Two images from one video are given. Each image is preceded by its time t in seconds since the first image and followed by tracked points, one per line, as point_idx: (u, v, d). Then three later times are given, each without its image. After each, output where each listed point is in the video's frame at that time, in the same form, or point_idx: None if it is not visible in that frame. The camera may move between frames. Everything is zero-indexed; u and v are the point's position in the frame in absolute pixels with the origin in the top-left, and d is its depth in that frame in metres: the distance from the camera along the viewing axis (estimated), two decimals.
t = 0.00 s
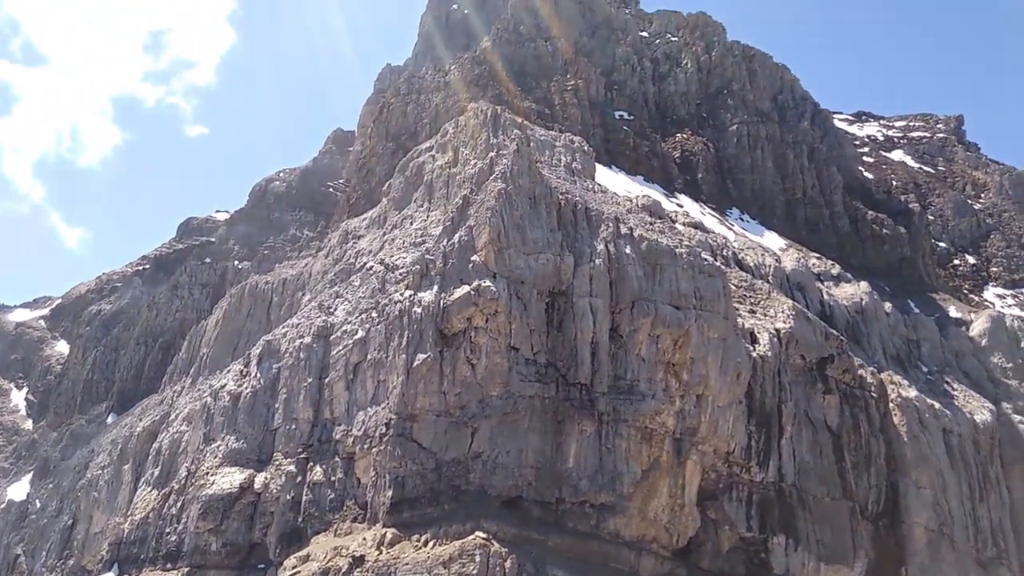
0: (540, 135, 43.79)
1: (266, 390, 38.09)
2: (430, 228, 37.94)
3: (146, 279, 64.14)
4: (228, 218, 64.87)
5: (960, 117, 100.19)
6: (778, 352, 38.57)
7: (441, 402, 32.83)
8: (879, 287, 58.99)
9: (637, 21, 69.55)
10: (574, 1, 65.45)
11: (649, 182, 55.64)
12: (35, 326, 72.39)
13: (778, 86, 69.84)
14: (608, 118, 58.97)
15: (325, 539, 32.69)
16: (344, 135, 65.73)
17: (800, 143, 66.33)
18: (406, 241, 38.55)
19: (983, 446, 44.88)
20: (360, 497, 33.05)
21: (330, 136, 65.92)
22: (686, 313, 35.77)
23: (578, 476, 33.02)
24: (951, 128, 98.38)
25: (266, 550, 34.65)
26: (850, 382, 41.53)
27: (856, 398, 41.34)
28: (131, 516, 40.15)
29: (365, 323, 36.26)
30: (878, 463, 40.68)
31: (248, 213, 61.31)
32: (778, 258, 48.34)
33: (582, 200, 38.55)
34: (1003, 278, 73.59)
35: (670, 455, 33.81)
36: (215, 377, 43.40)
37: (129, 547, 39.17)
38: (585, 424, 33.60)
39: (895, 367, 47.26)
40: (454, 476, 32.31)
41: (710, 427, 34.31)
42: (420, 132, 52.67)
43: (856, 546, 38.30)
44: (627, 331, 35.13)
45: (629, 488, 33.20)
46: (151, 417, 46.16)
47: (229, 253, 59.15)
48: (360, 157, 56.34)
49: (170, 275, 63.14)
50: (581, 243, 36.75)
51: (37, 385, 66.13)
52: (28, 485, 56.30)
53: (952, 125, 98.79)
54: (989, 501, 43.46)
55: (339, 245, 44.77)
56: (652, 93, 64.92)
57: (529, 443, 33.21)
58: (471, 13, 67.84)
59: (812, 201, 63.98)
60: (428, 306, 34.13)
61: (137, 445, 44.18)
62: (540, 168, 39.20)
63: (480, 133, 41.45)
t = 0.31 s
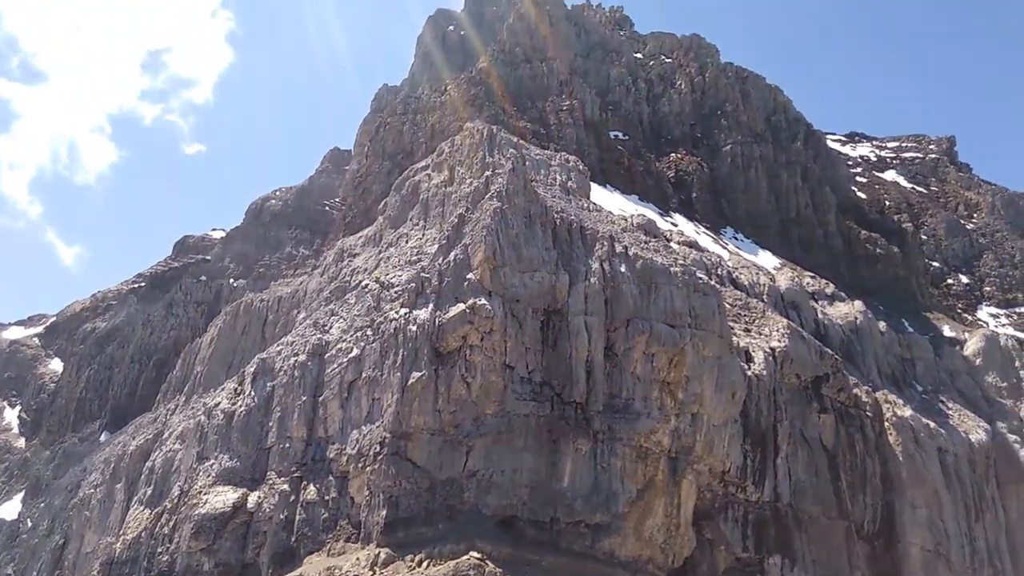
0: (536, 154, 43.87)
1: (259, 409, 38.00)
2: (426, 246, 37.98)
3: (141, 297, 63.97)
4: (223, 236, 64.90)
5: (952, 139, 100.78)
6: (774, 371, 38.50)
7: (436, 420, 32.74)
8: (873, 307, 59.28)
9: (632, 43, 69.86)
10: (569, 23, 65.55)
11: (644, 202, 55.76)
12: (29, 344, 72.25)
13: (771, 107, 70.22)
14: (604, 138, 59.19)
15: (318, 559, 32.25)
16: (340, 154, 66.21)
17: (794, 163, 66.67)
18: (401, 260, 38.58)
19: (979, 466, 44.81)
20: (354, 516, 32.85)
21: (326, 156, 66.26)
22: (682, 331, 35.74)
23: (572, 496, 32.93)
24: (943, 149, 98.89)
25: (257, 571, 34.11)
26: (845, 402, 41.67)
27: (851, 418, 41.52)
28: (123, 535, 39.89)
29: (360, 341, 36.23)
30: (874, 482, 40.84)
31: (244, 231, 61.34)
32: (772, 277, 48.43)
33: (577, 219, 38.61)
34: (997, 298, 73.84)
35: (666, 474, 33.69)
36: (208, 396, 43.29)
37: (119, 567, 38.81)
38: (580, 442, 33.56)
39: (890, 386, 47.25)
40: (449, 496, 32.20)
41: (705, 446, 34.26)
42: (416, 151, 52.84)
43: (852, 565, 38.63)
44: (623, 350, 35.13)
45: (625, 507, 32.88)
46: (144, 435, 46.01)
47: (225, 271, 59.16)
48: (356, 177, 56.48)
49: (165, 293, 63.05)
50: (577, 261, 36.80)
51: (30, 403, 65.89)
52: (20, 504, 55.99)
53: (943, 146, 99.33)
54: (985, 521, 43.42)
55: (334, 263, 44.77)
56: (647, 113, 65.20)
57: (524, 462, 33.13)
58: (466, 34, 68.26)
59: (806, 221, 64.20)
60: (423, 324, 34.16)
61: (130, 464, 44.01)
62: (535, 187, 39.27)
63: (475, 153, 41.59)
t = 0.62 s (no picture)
0: (531, 174, 43.97)
1: (252, 427, 37.94)
2: (420, 264, 38.03)
3: (135, 315, 63.79)
4: (218, 254, 64.89)
5: (944, 160, 101.31)
6: (768, 391, 38.35)
7: (429, 439, 32.67)
8: (866, 327, 59.47)
9: (626, 63, 70.12)
10: (564, 44, 65.80)
11: (638, 221, 55.92)
12: (22, 361, 72.07)
13: (765, 128, 70.53)
14: (598, 158, 59.55)
15: None
16: (335, 173, 66.50)
17: (787, 184, 66.98)
18: (396, 278, 38.62)
19: (972, 486, 44.80)
20: (346, 535, 32.75)
21: (321, 174, 66.41)
22: (676, 350, 35.77)
23: (566, 515, 32.84)
24: (936, 171, 99.36)
25: None
26: (839, 422, 41.64)
27: (845, 438, 41.51)
28: (114, 554, 39.69)
29: (354, 359, 36.22)
30: (867, 502, 40.80)
31: (238, 249, 61.32)
32: (765, 296, 48.56)
33: (572, 238, 38.68)
34: (989, 318, 74.15)
35: (660, 493, 33.69)
36: (201, 414, 43.20)
37: None
38: (574, 462, 33.39)
39: (883, 407, 47.31)
40: (442, 515, 32.20)
41: (700, 465, 34.28)
42: (412, 170, 52.95)
43: None
44: (617, 369, 35.14)
45: (619, 527, 32.90)
46: (137, 453, 45.89)
47: (219, 289, 59.11)
48: (350, 195, 56.55)
49: (159, 311, 62.94)
50: (571, 280, 36.87)
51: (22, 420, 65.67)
52: (10, 522, 55.73)
53: (936, 168, 99.83)
54: (978, 542, 43.47)
55: (328, 281, 44.77)
56: (641, 133, 65.39)
57: (518, 481, 33.06)
58: (462, 55, 68.58)
59: (799, 241, 64.45)
60: (417, 343, 34.17)
61: (122, 482, 43.86)
62: (530, 207, 39.36)
63: (469, 172, 41.71)
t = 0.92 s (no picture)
0: (525, 190, 44.03)
1: (245, 443, 37.83)
2: (414, 280, 38.07)
3: (128, 329, 63.57)
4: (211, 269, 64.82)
5: (936, 179, 101.79)
6: (761, 408, 38.38)
7: (422, 455, 32.60)
8: (859, 344, 59.72)
9: (620, 81, 70.46)
10: (559, 61, 66.04)
11: (631, 238, 56.03)
12: (14, 376, 71.79)
13: (758, 146, 70.78)
14: (592, 175, 59.84)
15: None
16: (330, 188, 66.54)
17: (779, 202, 67.23)
18: (389, 293, 38.65)
19: (964, 504, 44.81)
20: (338, 552, 32.54)
21: (316, 190, 66.48)
22: (669, 367, 35.81)
23: (559, 532, 32.84)
24: (928, 190, 99.76)
25: None
26: (832, 439, 41.65)
27: (837, 455, 41.55)
28: (104, 571, 39.41)
29: (347, 375, 36.16)
30: (860, 520, 41.06)
31: (231, 264, 61.29)
32: (758, 313, 48.66)
33: (566, 255, 38.75)
34: (981, 336, 74.41)
35: (652, 510, 33.85)
36: (194, 429, 43.06)
37: None
38: (567, 479, 33.34)
39: (875, 424, 47.37)
40: (434, 532, 32.17)
41: (693, 482, 34.30)
42: (406, 187, 53.04)
43: None
44: (610, 385, 35.18)
45: (612, 544, 32.89)
46: (128, 469, 45.71)
47: (212, 304, 59.09)
48: (344, 211, 56.59)
49: (152, 325, 62.77)
50: (564, 297, 36.91)
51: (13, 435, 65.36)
52: None
53: (927, 186, 100.29)
54: (970, 560, 43.47)
55: (322, 296, 44.74)
56: (635, 151, 65.59)
57: (510, 498, 32.99)
58: (457, 71, 68.95)
59: (792, 259, 64.63)
60: (411, 359, 34.11)
61: (113, 498, 43.66)
62: (523, 223, 39.45)
63: (463, 188, 41.79)
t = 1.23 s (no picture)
0: (519, 202, 44.05)
1: (236, 454, 37.70)
2: (408, 291, 38.05)
3: (120, 339, 63.36)
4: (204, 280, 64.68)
5: (927, 193, 102.19)
6: (754, 421, 38.34)
7: (414, 466, 32.51)
8: (851, 357, 59.94)
9: (614, 94, 70.64)
10: (553, 75, 66.18)
11: (625, 250, 56.09)
12: (5, 386, 71.45)
13: (750, 160, 70.93)
14: (585, 187, 60.00)
15: None
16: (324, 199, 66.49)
17: (772, 215, 67.38)
18: (383, 304, 38.62)
19: (956, 518, 44.74)
20: (329, 564, 32.52)
21: (310, 201, 66.46)
22: (662, 379, 35.79)
23: (551, 545, 32.77)
24: (919, 204, 100.04)
25: None
26: (824, 452, 41.67)
27: (829, 468, 41.61)
28: None
29: (340, 386, 36.04)
30: (853, 533, 40.98)
31: (224, 274, 61.20)
32: (751, 326, 48.69)
33: (559, 267, 38.75)
34: (972, 349, 74.61)
35: (646, 523, 33.75)
36: (185, 440, 42.90)
37: None
38: (560, 490, 33.31)
39: (867, 437, 47.38)
40: (425, 544, 32.19)
41: (686, 495, 34.29)
42: (400, 198, 53.01)
43: None
44: (603, 397, 35.10)
45: (604, 556, 32.79)
46: (119, 479, 45.52)
47: (205, 314, 59.07)
48: (338, 222, 56.52)
49: (144, 335, 62.57)
50: (558, 308, 36.87)
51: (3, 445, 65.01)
52: None
53: (919, 201, 100.62)
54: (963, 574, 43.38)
55: (315, 307, 44.66)
56: (628, 163, 65.67)
57: (502, 510, 32.97)
58: (451, 84, 69.06)
59: (784, 271, 64.75)
60: (404, 370, 34.07)
61: (104, 509, 43.47)
62: (517, 235, 39.46)
63: (457, 200, 41.79)
